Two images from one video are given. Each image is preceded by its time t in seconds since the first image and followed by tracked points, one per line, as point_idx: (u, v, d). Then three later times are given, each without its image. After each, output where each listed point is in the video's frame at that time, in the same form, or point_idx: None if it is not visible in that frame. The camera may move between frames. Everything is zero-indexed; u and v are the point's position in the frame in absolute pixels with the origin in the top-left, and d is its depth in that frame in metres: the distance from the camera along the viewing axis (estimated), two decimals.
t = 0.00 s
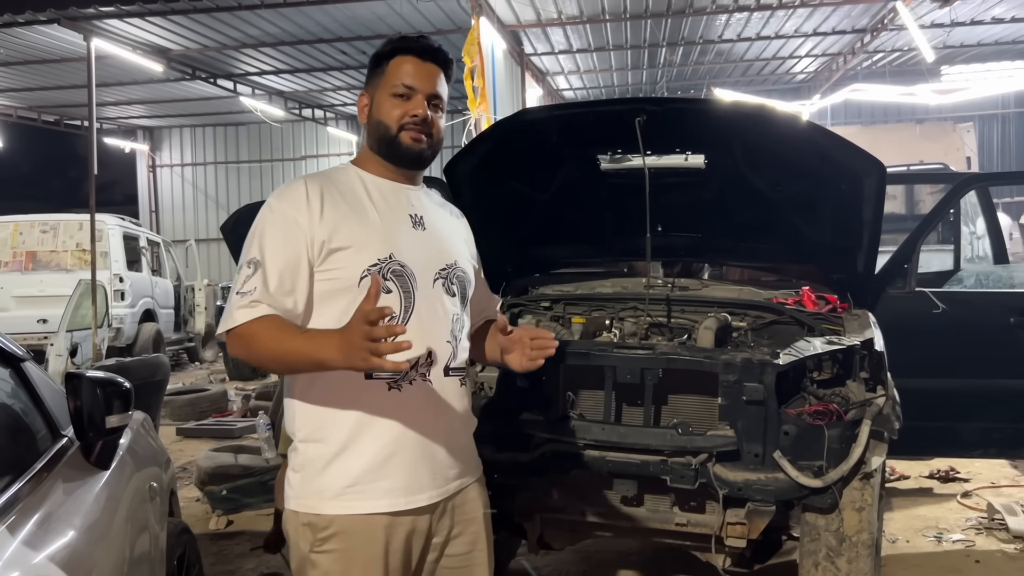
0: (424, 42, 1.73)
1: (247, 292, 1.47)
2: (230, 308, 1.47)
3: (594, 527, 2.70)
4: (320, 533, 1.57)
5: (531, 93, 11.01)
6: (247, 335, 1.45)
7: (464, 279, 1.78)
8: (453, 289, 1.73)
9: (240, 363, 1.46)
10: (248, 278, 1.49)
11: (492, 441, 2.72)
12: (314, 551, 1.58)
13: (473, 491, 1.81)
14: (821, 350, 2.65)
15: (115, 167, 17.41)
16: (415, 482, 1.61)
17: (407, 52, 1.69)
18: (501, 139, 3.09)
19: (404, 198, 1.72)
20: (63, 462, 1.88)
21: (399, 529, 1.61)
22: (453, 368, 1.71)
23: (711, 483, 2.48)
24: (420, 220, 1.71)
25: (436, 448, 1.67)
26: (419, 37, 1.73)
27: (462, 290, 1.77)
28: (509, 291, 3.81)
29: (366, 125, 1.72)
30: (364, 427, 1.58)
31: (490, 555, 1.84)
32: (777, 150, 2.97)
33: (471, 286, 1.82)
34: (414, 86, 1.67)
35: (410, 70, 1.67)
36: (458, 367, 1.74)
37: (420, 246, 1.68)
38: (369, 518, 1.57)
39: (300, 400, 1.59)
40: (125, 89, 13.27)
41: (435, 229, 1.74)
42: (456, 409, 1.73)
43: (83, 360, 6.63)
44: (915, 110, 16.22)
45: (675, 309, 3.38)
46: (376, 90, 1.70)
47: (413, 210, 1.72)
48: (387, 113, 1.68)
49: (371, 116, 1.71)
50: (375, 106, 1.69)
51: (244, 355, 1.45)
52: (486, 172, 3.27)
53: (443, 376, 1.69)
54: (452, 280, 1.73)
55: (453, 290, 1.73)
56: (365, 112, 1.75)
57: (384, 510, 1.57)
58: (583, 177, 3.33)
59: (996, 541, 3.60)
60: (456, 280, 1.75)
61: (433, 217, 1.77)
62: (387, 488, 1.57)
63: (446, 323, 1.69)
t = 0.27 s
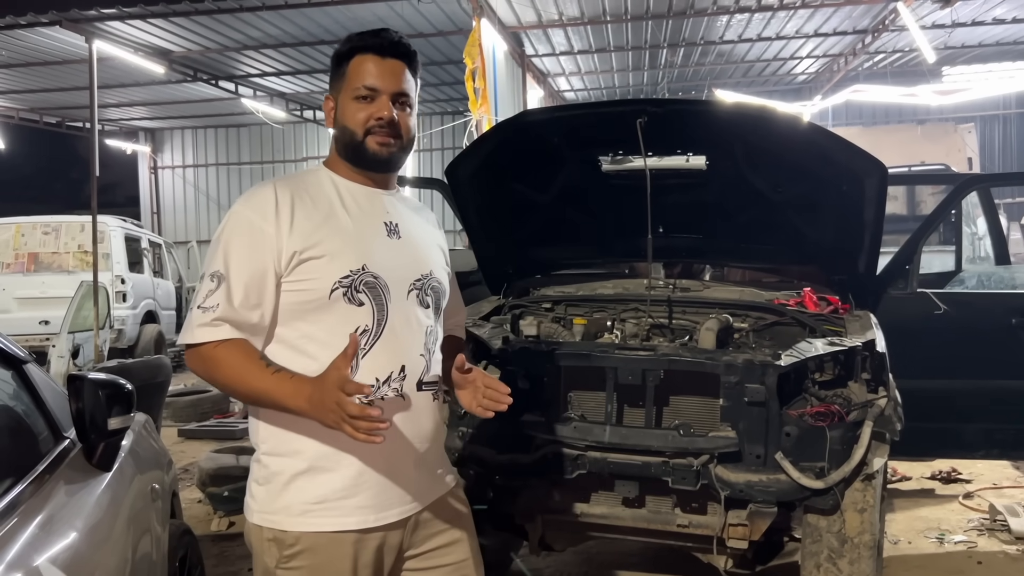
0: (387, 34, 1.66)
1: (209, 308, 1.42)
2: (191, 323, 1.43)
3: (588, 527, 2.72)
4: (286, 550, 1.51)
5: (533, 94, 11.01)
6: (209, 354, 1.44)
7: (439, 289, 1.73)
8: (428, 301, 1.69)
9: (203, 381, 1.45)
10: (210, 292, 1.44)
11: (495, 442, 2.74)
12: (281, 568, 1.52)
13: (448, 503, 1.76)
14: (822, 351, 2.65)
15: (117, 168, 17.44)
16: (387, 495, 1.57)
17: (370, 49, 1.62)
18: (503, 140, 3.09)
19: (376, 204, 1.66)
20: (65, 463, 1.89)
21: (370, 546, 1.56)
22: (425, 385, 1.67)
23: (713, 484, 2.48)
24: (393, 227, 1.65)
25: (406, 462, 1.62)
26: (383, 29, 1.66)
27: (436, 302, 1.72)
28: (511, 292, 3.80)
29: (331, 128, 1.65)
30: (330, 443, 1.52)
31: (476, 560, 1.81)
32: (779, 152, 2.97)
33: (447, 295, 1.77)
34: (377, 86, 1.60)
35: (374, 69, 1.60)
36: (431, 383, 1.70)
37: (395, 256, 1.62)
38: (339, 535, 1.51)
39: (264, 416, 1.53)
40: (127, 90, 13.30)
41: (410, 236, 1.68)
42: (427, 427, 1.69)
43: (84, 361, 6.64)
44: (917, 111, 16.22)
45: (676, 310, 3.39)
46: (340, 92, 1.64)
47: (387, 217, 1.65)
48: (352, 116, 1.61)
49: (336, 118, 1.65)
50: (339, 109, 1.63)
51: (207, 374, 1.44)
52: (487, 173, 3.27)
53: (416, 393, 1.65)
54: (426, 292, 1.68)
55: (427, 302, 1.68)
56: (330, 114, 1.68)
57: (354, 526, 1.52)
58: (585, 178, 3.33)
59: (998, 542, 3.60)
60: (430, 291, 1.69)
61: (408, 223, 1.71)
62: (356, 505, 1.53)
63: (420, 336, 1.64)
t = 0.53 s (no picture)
0: (325, 32, 1.55)
1: (177, 333, 1.41)
2: (162, 348, 1.42)
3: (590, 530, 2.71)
4: (268, 559, 1.49)
5: (535, 96, 11.02)
6: (182, 378, 1.41)
7: (410, 285, 1.69)
8: (397, 301, 1.64)
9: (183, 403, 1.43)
10: (177, 316, 1.42)
11: (498, 444, 2.74)
12: None
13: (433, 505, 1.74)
14: (826, 353, 2.65)
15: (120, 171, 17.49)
16: (369, 501, 1.55)
17: (308, 55, 1.53)
18: (505, 143, 3.10)
19: (334, 209, 1.62)
20: (69, 466, 1.89)
21: (352, 552, 1.54)
22: (401, 384, 1.63)
23: (716, 486, 2.48)
24: (354, 228, 1.61)
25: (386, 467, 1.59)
26: (320, 29, 1.55)
27: (407, 298, 1.67)
28: (514, 295, 3.80)
29: (278, 138, 1.59)
30: (306, 450, 1.50)
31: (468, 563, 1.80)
32: (781, 154, 2.97)
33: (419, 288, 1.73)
34: (318, 95, 1.53)
35: (315, 76, 1.52)
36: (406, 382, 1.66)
37: (358, 259, 1.59)
38: (320, 542, 1.49)
39: (240, 428, 1.52)
40: (131, 93, 13.34)
41: (373, 237, 1.64)
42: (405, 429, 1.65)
43: (89, 364, 6.66)
44: (920, 112, 16.21)
45: (679, 312, 3.39)
46: (282, 101, 1.56)
47: (347, 220, 1.62)
48: (295, 128, 1.55)
49: (281, 129, 1.58)
50: (283, 120, 1.56)
51: (183, 397, 1.42)
52: (488, 175, 3.27)
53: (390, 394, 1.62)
54: (393, 291, 1.64)
55: (396, 302, 1.64)
56: (275, 121, 1.61)
57: (336, 533, 1.50)
58: (587, 181, 3.34)
59: (1003, 545, 3.59)
60: (399, 289, 1.65)
61: (371, 223, 1.67)
62: (336, 511, 1.50)
63: (390, 336, 1.61)
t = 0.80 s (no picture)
0: (315, 38, 1.55)
1: (187, 333, 1.41)
2: (170, 350, 1.42)
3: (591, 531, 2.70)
4: (262, 558, 1.49)
5: (536, 97, 11.03)
6: (195, 382, 1.42)
7: (404, 287, 1.67)
8: (389, 302, 1.63)
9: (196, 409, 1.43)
10: (183, 317, 1.43)
11: (499, 444, 2.74)
12: None
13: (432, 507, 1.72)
14: (827, 353, 2.65)
15: (121, 172, 17.52)
16: (363, 502, 1.54)
17: (298, 61, 1.53)
18: (507, 144, 3.10)
19: (327, 212, 1.61)
20: (71, 466, 1.90)
21: (347, 555, 1.53)
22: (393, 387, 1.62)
23: (718, 486, 2.48)
24: (345, 231, 1.61)
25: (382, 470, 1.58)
26: (309, 35, 1.55)
27: (401, 300, 1.65)
28: (514, 295, 3.80)
29: (270, 146, 1.59)
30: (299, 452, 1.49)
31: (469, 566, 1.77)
32: (782, 155, 2.97)
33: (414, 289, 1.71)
34: (310, 101, 1.53)
35: (305, 83, 1.52)
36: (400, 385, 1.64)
37: (349, 262, 1.58)
38: (313, 544, 1.48)
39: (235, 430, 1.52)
40: (132, 95, 13.36)
41: (365, 239, 1.63)
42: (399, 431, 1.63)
43: (90, 365, 6.66)
44: (921, 113, 16.21)
45: (681, 313, 3.40)
46: (274, 108, 1.56)
47: (339, 223, 1.61)
48: (288, 135, 1.55)
49: (273, 135, 1.58)
50: (275, 128, 1.56)
51: (195, 402, 1.42)
52: (489, 176, 3.28)
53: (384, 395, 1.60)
54: (385, 293, 1.62)
55: (388, 303, 1.62)
56: (267, 128, 1.61)
57: (328, 535, 1.49)
58: (588, 181, 3.33)
59: (1004, 546, 3.58)
60: (391, 291, 1.63)
61: (365, 226, 1.66)
62: (328, 513, 1.49)
63: (383, 338, 1.60)
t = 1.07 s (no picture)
0: (304, 40, 1.55)
1: (185, 325, 1.41)
2: (168, 341, 1.41)
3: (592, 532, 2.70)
4: (257, 558, 1.49)
5: (537, 98, 11.04)
6: (193, 373, 1.40)
7: (397, 287, 1.64)
8: (382, 302, 1.60)
9: (203, 399, 1.41)
10: (181, 311, 1.42)
11: (499, 444, 2.75)
12: None
13: (432, 509, 1.70)
14: (828, 354, 2.66)
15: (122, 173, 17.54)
16: (359, 503, 1.53)
17: (287, 64, 1.53)
18: (508, 144, 3.11)
19: (319, 212, 1.61)
20: (73, 467, 1.90)
21: (342, 556, 1.53)
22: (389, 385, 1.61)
23: (719, 487, 2.48)
24: (337, 231, 1.60)
25: (379, 471, 1.57)
26: (297, 37, 1.55)
27: (394, 300, 1.63)
28: (515, 295, 3.80)
29: (263, 148, 1.59)
30: (293, 452, 1.49)
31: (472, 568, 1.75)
32: (783, 155, 2.97)
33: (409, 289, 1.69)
34: (300, 102, 1.53)
35: (296, 84, 1.52)
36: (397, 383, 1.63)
37: (340, 262, 1.57)
38: (306, 544, 1.48)
39: (231, 429, 1.54)
40: (133, 96, 13.37)
41: (358, 239, 1.62)
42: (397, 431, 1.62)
43: (91, 366, 6.66)
44: (922, 114, 16.21)
45: (681, 314, 3.40)
46: (265, 111, 1.56)
47: (331, 222, 1.61)
48: (279, 135, 1.54)
49: (265, 138, 1.58)
50: (267, 129, 1.56)
51: (198, 391, 1.41)
52: (491, 177, 3.28)
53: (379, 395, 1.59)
54: (377, 293, 1.60)
55: (380, 303, 1.60)
56: (260, 131, 1.62)
57: (323, 535, 1.49)
58: (588, 181, 3.33)
59: (1005, 546, 3.58)
60: (383, 290, 1.61)
61: (359, 226, 1.65)
62: (322, 514, 1.49)
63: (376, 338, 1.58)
